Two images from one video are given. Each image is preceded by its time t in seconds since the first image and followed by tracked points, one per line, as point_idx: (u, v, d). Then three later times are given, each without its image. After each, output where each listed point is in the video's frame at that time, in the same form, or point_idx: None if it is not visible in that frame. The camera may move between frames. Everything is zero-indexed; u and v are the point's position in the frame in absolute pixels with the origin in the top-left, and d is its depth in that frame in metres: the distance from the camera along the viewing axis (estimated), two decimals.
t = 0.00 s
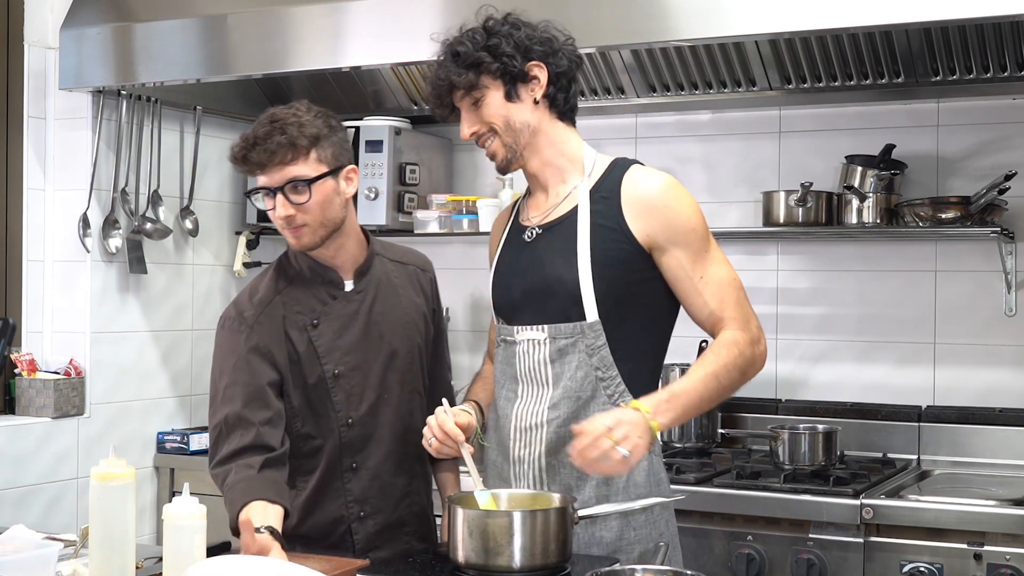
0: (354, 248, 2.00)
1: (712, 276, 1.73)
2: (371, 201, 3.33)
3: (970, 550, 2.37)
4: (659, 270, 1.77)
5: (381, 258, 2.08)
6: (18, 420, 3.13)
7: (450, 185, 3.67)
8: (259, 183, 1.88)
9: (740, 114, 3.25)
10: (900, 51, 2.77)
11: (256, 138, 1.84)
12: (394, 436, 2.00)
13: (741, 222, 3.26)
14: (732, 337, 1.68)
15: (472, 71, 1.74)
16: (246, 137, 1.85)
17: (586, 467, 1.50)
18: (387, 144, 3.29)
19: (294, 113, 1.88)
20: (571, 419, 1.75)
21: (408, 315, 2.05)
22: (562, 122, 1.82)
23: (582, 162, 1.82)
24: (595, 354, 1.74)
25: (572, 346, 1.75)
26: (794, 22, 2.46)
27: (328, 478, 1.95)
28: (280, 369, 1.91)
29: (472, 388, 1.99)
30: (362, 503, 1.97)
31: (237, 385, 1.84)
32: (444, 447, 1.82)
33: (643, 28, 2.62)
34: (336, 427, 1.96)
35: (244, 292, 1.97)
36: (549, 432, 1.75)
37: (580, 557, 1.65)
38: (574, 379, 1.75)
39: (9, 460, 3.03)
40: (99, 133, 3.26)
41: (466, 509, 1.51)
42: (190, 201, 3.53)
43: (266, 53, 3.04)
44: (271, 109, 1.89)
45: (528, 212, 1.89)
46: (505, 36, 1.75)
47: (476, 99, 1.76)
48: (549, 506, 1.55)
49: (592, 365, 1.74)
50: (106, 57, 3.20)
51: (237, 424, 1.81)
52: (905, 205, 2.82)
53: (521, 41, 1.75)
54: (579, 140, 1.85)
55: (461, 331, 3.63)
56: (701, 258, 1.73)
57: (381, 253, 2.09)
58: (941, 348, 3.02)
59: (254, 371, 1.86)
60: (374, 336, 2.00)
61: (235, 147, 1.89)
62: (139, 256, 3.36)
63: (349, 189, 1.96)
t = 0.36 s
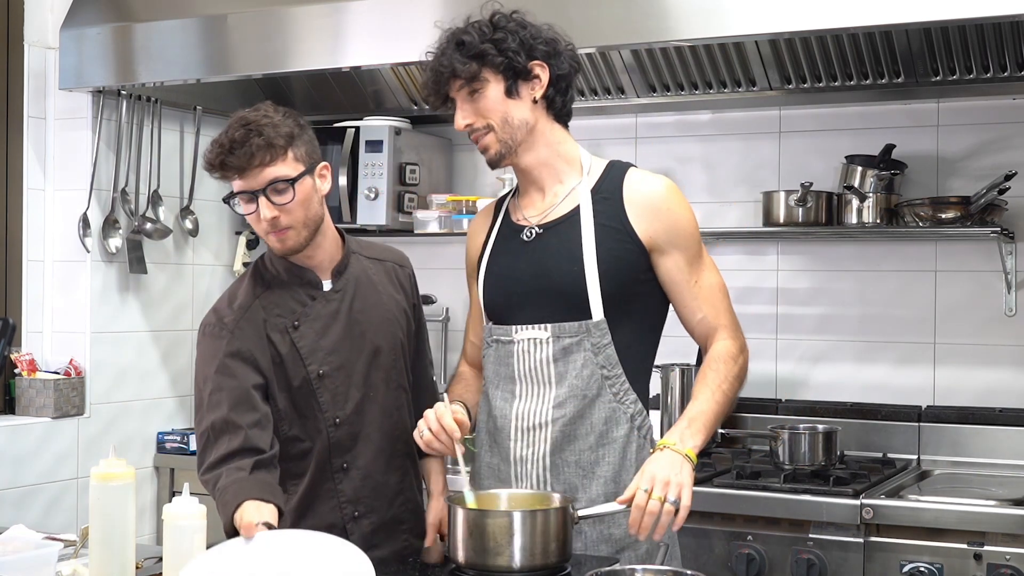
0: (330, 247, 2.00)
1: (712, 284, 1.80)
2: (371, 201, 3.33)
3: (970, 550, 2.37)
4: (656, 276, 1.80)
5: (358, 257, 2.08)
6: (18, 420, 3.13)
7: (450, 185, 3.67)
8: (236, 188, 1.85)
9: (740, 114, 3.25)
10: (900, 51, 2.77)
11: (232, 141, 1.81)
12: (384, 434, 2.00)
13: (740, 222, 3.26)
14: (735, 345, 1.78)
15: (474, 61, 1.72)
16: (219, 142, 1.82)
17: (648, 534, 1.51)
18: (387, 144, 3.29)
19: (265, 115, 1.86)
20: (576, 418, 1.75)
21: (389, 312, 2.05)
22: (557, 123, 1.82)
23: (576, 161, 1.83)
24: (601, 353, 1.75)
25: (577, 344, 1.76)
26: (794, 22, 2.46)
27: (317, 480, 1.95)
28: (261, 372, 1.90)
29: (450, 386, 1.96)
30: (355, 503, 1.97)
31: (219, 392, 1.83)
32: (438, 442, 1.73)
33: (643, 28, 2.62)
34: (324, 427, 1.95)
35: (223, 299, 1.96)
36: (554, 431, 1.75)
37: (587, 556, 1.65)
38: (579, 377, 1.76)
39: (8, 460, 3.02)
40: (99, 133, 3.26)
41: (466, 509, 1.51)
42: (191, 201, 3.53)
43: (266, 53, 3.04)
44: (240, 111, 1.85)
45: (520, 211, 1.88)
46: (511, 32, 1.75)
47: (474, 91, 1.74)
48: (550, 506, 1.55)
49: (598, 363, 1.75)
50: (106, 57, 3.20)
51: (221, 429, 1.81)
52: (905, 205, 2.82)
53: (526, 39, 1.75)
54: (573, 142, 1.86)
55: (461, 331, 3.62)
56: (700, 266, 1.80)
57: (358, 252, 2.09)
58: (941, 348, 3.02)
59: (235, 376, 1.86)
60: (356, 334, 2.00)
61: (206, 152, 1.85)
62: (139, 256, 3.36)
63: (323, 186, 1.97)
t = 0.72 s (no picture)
0: (341, 242, 2.04)
1: (714, 286, 1.79)
2: (371, 201, 3.33)
3: (970, 550, 2.37)
4: (656, 279, 1.80)
5: (368, 256, 2.08)
6: (18, 420, 3.13)
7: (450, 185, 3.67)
8: (258, 173, 1.92)
9: (740, 114, 3.25)
10: (900, 51, 2.77)
11: (259, 128, 1.89)
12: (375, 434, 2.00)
13: (740, 222, 3.26)
14: (736, 348, 1.76)
15: (490, 49, 1.76)
16: (245, 127, 1.90)
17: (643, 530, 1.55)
18: (387, 144, 3.29)
19: (291, 105, 1.94)
20: (568, 418, 1.75)
21: (388, 310, 2.05)
22: (566, 125, 1.84)
23: (581, 163, 1.84)
24: (594, 353, 1.75)
25: (570, 344, 1.76)
26: (794, 23, 2.46)
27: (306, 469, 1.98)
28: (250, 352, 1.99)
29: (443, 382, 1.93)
30: (342, 498, 1.98)
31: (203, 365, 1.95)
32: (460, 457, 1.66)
33: (643, 29, 2.62)
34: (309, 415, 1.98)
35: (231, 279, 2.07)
36: (546, 431, 1.74)
37: (578, 557, 1.65)
38: (572, 377, 1.75)
39: (9, 460, 3.02)
40: (99, 133, 3.26)
41: (466, 509, 1.51)
42: (191, 201, 3.53)
43: (266, 53, 3.04)
44: (268, 101, 1.94)
45: (522, 210, 1.87)
46: (530, 29, 1.79)
47: (488, 77, 1.77)
48: (550, 506, 1.55)
49: (590, 363, 1.75)
50: (106, 57, 3.20)
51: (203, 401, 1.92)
52: (905, 205, 2.82)
53: (545, 37, 1.79)
54: (580, 146, 1.87)
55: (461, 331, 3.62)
56: (702, 268, 1.79)
57: (368, 249, 2.10)
58: (940, 348, 3.02)
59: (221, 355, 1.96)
60: (349, 328, 2.02)
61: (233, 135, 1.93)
62: (139, 256, 3.36)
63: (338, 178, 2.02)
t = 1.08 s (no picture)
0: (338, 242, 2.12)
1: (740, 287, 1.75)
2: (371, 201, 3.33)
3: (970, 550, 2.37)
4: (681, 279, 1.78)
5: (371, 259, 2.15)
6: (18, 420, 3.13)
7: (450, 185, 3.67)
8: (256, 167, 2.06)
9: (740, 114, 3.25)
10: (900, 51, 2.77)
11: (256, 124, 2.05)
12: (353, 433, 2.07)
13: (740, 222, 3.26)
14: (760, 351, 1.72)
15: (505, 65, 1.70)
16: (249, 123, 2.07)
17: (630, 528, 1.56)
18: (387, 144, 3.29)
19: (296, 105, 2.07)
20: (586, 418, 1.76)
21: (377, 313, 2.10)
22: (588, 122, 1.80)
23: (604, 162, 1.82)
24: (614, 353, 1.75)
25: (591, 344, 1.76)
26: (795, 22, 2.46)
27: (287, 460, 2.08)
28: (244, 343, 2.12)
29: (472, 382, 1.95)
30: (312, 493, 2.06)
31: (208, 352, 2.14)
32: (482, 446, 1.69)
33: (643, 28, 2.62)
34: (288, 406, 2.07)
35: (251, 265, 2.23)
36: (564, 431, 1.76)
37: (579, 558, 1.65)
38: (591, 378, 1.76)
39: (9, 460, 3.02)
40: (99, 133, 3.26)
41: (466, 509, 1.51)
42: (191, 201, 3.53)
43: (265, 53, 3.04)
44: (277, 100, 2.09)
45: (548, 212, 1.88)
46: (541, 33, 1.72)
47: (505, 96, 1.71)
48: (550, 506, 1.55)
49: (611, 364, 1.75)
50: (106, 57, 3.20)
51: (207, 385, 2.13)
52: (905, 205, 2.82)
53: (556, 39, 1.72)
54: (604, 142, 1.85)
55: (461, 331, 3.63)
56: (728, 269, 1.75)
57: (371, 252, 2.17)
58: (941, 348, 3.02)
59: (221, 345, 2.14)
60: (335, 326, 2.09)
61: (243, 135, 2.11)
62: (139, 256, 3.36)
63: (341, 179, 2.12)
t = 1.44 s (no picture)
0: (321, 240, 2.12)
1: (778, 302, 1.73)
2: (371, 201, 3.33)
3: (970, 550, 2.37)
4: (722, 287, 1.76)
5: (358, 257, 2.16)
6: (18, 420, 3.13)
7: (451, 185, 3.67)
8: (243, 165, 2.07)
9: (740, 114, 3.25)
10: (900, 51, 2.77)
11: (244, 120, 2.06)
12: (345, 432, 2.08)
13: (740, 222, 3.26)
14: (792, 368, 1.69)
15: (558, 70, 1.68)
16: (238, 120, 2.07)
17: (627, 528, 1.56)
18: (387, 144, 3.29)
19: (283, 103, 2.08)
20: (622, 425, 1.76)
21: (366, 310, 2.11)
22: (637, 123, 1.80)
23: (650, 163, 1.82)
24: (652, 362, 1.75)
25: (630, 351, 1.76)
26: (794, 22, 2.46)
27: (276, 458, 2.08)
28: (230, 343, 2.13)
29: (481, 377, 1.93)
30: (304, 491, 2.06)
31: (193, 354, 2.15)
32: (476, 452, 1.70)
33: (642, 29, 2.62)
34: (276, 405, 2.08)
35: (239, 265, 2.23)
36: (599, 436, 1.77)
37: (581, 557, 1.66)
38: (629, 384, 1.77)
39: (9, 460, 3.02)
40: (99, 133, 3.26)
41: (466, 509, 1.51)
42: (190, 201, 3.53)
43: (265, 53, 3.04)
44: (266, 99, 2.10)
45: (591, 211, 1.89)
46: (593, 34, 1.69)
47: (555, 101, 1.70)
48: (550, 506, 1.55)
49: (649, 372, 1.76)
50: (106, 57, 3.20)
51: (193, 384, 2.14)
52: (905, 205, 2.82)
53: (608, 40, 1.70)
54: (651, 142, 1.84)
55: (461, 331, 3.63)
56: (772, 283, 1.73)
57: (357, 251, 2.17)
58: (941, 348, 3.02)
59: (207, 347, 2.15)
60: (322, 324, 2.10)
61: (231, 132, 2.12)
62: (139, 256, 3.36)
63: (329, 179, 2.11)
